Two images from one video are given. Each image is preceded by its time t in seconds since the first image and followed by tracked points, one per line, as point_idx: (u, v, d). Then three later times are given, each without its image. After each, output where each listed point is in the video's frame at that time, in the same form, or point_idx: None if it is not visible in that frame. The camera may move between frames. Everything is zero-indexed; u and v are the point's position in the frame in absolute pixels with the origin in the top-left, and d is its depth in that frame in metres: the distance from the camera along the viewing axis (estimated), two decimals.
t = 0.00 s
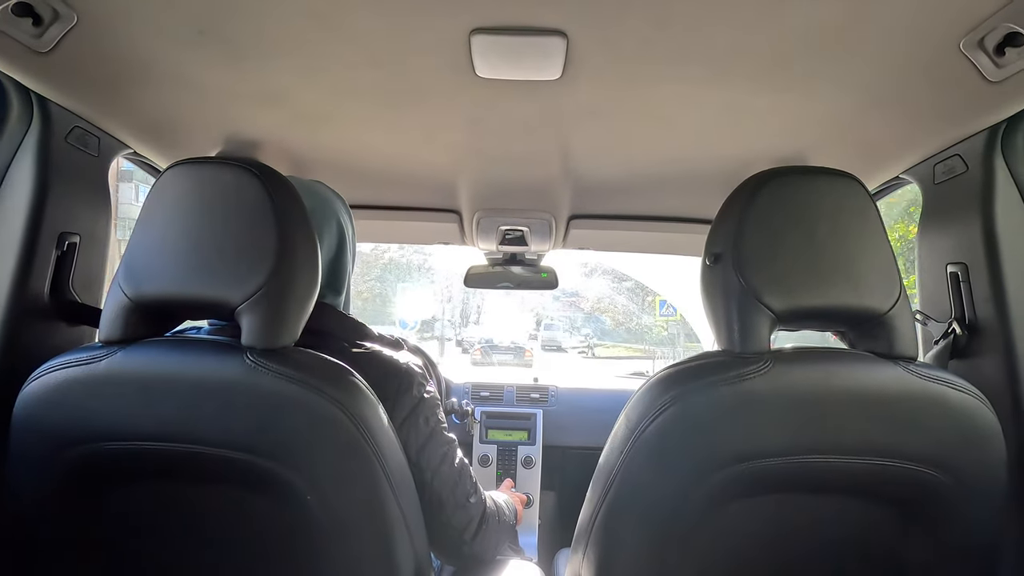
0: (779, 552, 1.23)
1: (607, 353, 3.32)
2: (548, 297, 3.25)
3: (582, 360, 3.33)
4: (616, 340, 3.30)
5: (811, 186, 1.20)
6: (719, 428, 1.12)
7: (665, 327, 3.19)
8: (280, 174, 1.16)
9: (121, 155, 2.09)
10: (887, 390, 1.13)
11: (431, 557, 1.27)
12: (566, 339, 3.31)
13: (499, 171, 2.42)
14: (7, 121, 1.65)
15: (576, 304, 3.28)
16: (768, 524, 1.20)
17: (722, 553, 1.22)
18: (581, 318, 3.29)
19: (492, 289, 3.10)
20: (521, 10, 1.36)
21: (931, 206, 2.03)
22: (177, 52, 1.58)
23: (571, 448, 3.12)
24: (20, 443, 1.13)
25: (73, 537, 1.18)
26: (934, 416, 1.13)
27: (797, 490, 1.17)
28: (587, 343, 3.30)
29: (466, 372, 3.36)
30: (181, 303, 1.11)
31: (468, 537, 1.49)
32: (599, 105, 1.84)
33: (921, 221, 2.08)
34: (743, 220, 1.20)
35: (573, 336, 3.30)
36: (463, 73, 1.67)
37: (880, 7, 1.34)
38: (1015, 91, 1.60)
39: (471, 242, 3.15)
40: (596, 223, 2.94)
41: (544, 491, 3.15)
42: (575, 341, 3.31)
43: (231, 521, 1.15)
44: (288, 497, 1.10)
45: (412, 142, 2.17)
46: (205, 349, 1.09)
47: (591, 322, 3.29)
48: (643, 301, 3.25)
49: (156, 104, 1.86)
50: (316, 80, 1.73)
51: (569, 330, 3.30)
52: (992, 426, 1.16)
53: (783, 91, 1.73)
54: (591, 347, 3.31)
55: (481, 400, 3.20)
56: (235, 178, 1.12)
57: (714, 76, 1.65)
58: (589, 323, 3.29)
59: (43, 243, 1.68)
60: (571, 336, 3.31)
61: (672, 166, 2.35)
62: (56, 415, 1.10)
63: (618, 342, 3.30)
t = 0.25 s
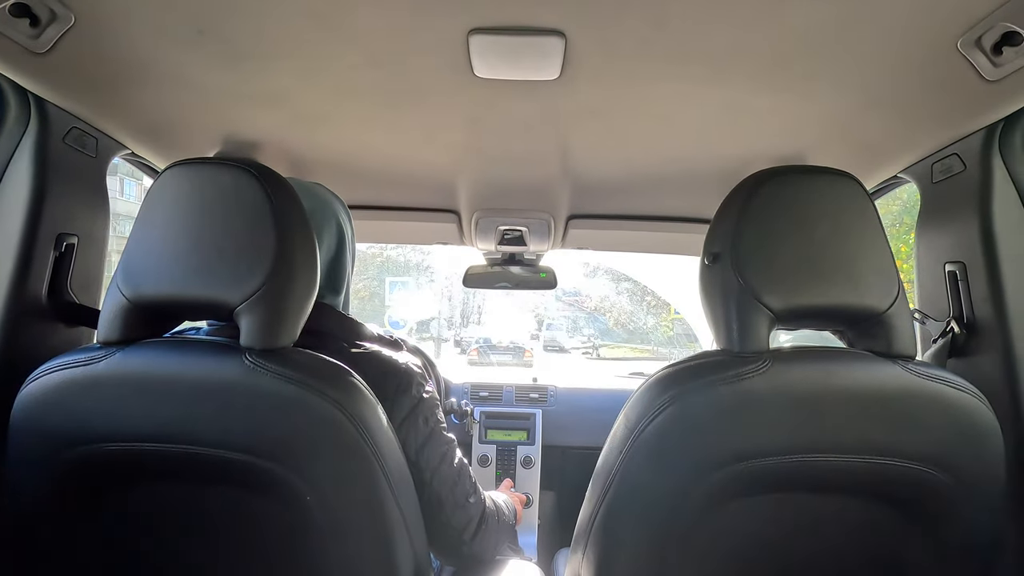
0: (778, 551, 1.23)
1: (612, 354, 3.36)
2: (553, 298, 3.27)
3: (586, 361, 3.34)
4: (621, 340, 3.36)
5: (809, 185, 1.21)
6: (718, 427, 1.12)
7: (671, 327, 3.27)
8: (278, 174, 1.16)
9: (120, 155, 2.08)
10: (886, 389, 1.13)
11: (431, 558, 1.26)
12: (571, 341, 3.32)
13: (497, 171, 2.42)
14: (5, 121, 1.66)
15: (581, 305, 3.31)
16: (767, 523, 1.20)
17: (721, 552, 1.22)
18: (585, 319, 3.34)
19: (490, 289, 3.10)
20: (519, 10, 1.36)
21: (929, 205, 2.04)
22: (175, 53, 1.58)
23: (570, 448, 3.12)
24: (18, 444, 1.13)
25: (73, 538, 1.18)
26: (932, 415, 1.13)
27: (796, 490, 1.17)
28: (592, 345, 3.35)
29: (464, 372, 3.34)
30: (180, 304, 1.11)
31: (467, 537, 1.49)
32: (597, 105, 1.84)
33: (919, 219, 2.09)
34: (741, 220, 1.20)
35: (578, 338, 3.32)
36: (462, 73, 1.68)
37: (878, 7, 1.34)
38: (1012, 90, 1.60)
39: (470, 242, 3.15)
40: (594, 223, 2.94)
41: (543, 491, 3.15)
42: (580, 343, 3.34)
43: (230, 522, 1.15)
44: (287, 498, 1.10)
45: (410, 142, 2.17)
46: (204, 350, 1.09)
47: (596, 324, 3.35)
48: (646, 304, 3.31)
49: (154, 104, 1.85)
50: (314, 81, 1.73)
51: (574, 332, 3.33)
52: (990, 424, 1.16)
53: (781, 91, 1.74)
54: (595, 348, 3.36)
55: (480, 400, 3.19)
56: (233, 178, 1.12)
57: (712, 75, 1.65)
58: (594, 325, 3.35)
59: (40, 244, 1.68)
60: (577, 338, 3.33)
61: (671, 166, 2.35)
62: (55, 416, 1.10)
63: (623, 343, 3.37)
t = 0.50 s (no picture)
0: (777, 552, 1.23)
1: (617, 355, 3.36)
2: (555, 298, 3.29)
3: (591, 362, 3.35)
4: (626, 341, 3.35)
5: (807, 186, 1.21)
6: (717, 428, 1.12)
7: (677, 327, 3.26)
8: (276, 174, 1.16)
9: (118, 156, 2.08)
10: (885, 390, 1.13)
11: (430, 559, 1.26)
12: (574, 342, 3.34)
13: (496, 171, 2.42)
14: (3, 121, 1.66)
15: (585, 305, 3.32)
16: (767, 523, 1.20)
17: (720, 552, 1.23)
18: (589, 320, 3.35)
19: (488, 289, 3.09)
20: (519, 10, 1.36)
21: (928, 205, 2.04)
22: (174, 53, 1.58)
23: (569, 448, 3.12)
24: (17, 445, 1.12)
25: (72, 539, 1.18)
26: (931, 415, 1.14)
27: (796, 490, 1.17)
28: (596, 346, 3.36)
29: (461, 372, 3.33)
30: (179, 304, 1.11)
31: (466, 537, 1.49)
32: (596, 105, 1.84)
33: (918, 219, 2.09)
34: (740, 220, 1.20)
35: (581, 338, 3.34)
36: (461, 74, 1.68)
37: (877, 7, 1.34)
38: (1011, 91, 1.61)
39: (469, 242, 3.15)
40: (593, 223, 2.94)
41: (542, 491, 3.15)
42: (584, 343, 3.35)
43: (229, 523, 1.15)
44: (286, 499, 1.10)
45: (410, 142, 2.17)
46: (203, 351, 1.09)
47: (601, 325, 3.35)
48: (648, 304, 3.29)
49: (152, 104, 1.85)
50: (313, 81, 1.73)
51: (577, 333, 3.35)
52: (989, 424, 1.16)
53: (780, 91, 1.74)
54: (600, 349, 3.36)
55: (479, 400, 3.19)
56: (231, 178, 1.11)
57: (711, 76, 1.65)
58: (598, 325, 3.36)
59: (39, 244, 1.68)
60: (581, 338, 3.35)
61: (670, 166, 2.35)
62: (53, 417, 1.09)
63: (629, 344, 3.36)
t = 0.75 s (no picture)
0: (777, 551, 1.23)
1: (622, 355, 3.34)
2: (558, 298, 3.31)
3: (596, 363, 3.33)
4: (627, 341, 3.34)
5: (806, 185, 1.21)
6: (717, 427, 1.12)
7: (681, 327, 3.28)
8: (275, 174, 1.16)
9: (117, 156, 2.08)
10: (884, 389, 1.13)
11: (430, 559, 1.26)
12: (578, 342, 3.35)
13: (496, 171, 2.42)
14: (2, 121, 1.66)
15: (588, 305, 3.35)
16: (766, 523, 1.21)
17: (720, 551, 1.23)
18: (592, 319, 3.36)
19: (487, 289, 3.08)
20: (518, 10, 1.36)
21: (927, 204, 2.04)
22: (173, 53, 1.58)
23: (569, 448, 3.12)
24: (16, 445, 1.12)
25: (71, 539, 1.18)
26: (930, 414, 1.14)
27: (795, 489, 1.17)
28: (601, 346, 3.35)
29: (460, 372, 3.30)
30: (178, 304, 1.11)
31: (466, 537, 1.48)
32: (596, 104, 1.84)
33: (917, 218, 2.09)
34: (739, 220, 1.20)
35: (585, 339, 3.34)
36: (460, 73, 1.67)
37: (876, 6, 1.34)
38: (1010, 90, 1.61)
39: (469, 242, 3.15)
40: (593, 222, 2.94)
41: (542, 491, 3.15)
42: (588, 344, 3.35)
43: (228, 523, 1.15)
44: (286, 499, 1.10)
45: (409, 142, 2.17)
46: (202, 351, 1.08)
47: (605, 325, 3.35)
48: (650, 305, 3.31)
49: (151, 105, 1.85)
50: (312, 81, 1.73)
51: (581, 333, 3.35)
52: (988, 423, 1.16)
53: (779, 91, 1.74)
54: (606, 350, 3.34)
55: (479, 400, 3.18)
56: (230, 178, 1.11)
57: (710, 75, 1.65)
58: (600, 325, 3.36)
59: (38, 244, 1.68)
60: (584, 339, 3.35)
61: (669, 166, 2.35)
62: (53, 417, 1.09)
63: (635, 343, 3.35)
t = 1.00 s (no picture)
0: (776, 550, 1.23)
1: (627, 355, 3.34)
2: (559, 297, 3.29)
3: (600, 364, 3.32)
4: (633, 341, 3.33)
5: (805, 184, 1.21)
6: (716, 426, 1.12)
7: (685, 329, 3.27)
8: (275, 173, 1.15)
9: (116, 155, 2.08)
10: (883, 388, 1.13)
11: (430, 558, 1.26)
12: (580, 343, 3.34)
13: (495, 170, 2.42)
14: None
15: (590, 304, 3.32)
16: (766, 522, 1.21)
17: (719, 550, 1.23)
18: (594, 319, 3.34)
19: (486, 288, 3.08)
20: (517, 9, 1.36)
21: (926, 203, 2.04)
22: (171, 52, 1.58)
23: (568, 447, 3.12)
24: (15, 445, 1.12)
25: (70, 538, 1.17)
26: (929, 413, 1.14)
27: (795, 488, 1.17)
28: (606, 346, 3.33)
29: (460, 372, 3.32)
30: (177, 303, 1.10)
31: (466, 536, 1.48)
32: (595, 104, 1.84)
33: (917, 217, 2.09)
34: (738, 219, 1.20)
35: (587, 339, 3.33)
36: (459, 72, 1.67)
37: (876, 5, 1.34)
38: (1009, 89, 1.61)
39: (468, 241, 3.15)
40: (591, 222, 2.94)
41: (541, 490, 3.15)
42: (592, 344, 3.34)
43: (227, 523, 1.15)
44: (285, 498, 1.10)
45: (408, 141, 2.17)
46: (202, 350, 1.08)
47: (608, 324, 3.34)
48: (654, 306, 3.30)
49: (149, 104, 1.84)
50: (311, 80, 1.73)
51: (583, 333, 3.34)
52: (988, 422, 1.16)
53: (778, 90, 1.74)
54: (611, 350, 3.33)
55: (479, 400, 3.18)
56: (229, 177, 1.11)
57: (709, 74, 1.65)
58: (603, 324, 3.34)
59: (36, 244, 1.68)
60: (588, 339, 3.34)
61: (668, 165, 2.35)
62: (51, 416, 1.09)
63: (643, 343, 3.33)
